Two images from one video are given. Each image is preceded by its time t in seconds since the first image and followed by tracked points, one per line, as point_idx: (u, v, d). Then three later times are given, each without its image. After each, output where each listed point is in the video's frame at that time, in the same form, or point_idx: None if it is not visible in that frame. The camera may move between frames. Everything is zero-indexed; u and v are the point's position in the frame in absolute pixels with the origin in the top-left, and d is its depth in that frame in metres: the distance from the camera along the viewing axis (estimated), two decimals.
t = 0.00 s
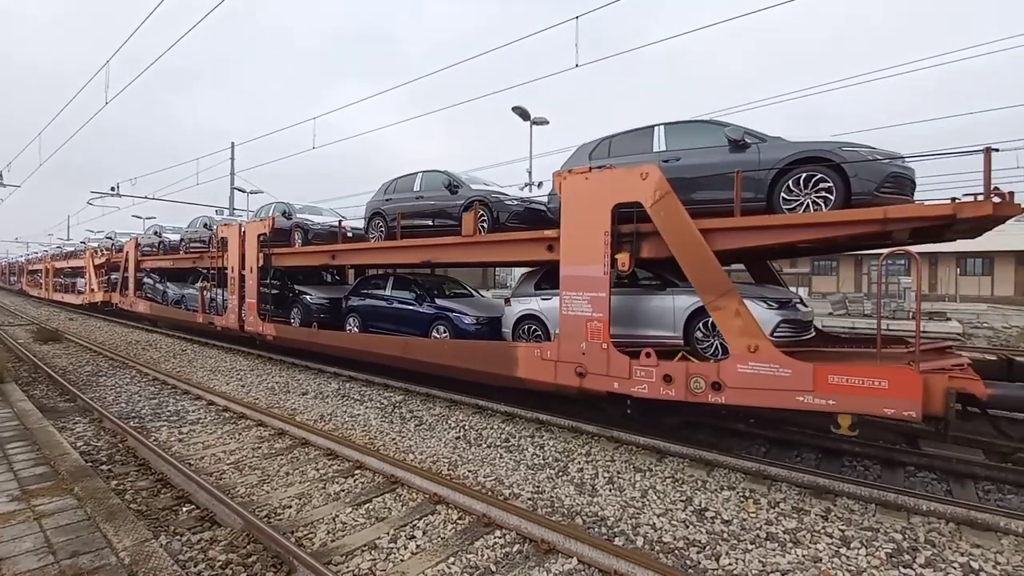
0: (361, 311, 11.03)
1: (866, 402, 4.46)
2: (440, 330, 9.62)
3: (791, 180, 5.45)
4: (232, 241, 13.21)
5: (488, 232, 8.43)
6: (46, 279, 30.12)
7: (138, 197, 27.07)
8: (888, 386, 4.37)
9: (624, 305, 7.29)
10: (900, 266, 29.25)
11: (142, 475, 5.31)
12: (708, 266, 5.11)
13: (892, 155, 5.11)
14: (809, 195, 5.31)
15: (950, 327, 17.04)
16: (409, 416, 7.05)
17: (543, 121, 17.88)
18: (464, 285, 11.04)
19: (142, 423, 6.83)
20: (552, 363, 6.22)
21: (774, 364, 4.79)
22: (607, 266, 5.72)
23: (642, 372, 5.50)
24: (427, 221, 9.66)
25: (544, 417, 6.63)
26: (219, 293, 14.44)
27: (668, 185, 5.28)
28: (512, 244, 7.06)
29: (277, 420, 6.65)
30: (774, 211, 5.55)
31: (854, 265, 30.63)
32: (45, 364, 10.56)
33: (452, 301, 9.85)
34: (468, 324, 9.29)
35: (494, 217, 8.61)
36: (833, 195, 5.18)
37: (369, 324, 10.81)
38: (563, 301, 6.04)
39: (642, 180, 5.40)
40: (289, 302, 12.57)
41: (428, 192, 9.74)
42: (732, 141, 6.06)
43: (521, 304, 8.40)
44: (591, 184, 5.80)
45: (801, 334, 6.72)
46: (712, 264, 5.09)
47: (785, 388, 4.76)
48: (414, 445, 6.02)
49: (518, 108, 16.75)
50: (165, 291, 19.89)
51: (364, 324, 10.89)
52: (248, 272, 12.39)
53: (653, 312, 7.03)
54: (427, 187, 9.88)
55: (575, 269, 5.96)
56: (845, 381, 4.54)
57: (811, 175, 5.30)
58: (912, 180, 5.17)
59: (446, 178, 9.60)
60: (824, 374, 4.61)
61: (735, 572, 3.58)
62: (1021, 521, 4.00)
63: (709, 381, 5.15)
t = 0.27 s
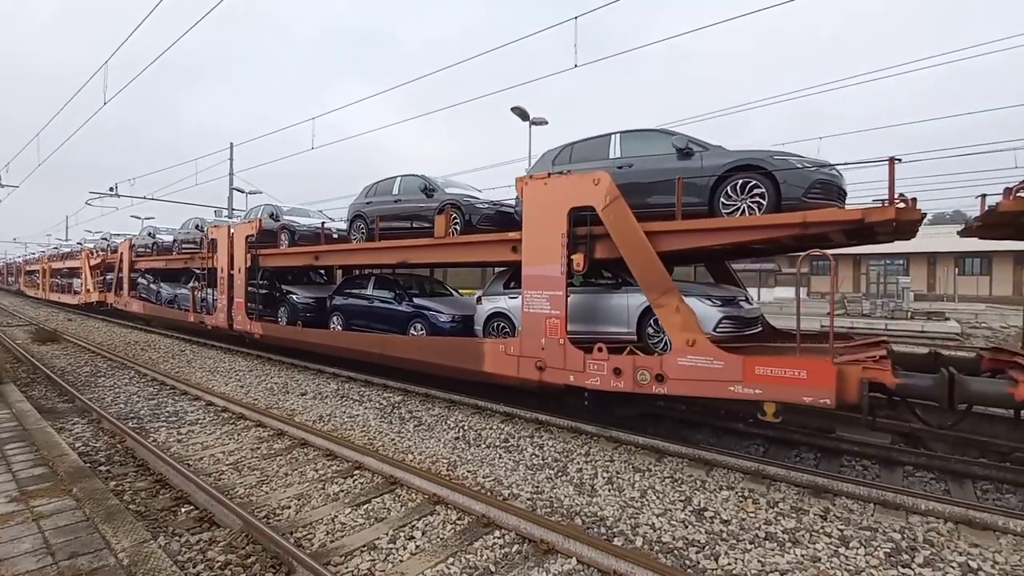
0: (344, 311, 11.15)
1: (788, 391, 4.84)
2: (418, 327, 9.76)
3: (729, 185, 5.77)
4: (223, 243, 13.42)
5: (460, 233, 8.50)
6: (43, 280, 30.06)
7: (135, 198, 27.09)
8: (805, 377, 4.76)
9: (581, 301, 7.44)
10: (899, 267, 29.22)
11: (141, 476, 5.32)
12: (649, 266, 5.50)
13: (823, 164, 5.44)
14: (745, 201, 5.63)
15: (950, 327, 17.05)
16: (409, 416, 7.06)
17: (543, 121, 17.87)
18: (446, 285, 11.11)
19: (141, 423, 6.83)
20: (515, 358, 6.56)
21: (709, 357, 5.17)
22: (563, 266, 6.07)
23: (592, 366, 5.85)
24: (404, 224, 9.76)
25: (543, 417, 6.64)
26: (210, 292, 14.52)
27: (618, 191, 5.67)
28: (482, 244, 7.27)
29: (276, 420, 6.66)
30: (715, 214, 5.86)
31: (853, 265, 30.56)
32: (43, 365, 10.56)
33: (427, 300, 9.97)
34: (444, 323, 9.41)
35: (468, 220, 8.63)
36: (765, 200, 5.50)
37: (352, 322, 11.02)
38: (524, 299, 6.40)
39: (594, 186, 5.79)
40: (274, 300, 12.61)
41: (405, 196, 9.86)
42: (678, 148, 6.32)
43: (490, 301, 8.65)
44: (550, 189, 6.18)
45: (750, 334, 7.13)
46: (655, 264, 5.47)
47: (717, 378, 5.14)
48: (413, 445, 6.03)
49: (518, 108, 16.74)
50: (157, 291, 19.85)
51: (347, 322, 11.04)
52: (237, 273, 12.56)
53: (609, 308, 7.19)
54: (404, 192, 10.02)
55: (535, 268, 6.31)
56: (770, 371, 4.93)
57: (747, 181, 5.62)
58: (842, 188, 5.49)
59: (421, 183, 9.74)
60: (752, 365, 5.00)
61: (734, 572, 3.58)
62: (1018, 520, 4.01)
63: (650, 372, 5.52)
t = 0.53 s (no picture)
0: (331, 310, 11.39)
1: (723, 382, 5.20)
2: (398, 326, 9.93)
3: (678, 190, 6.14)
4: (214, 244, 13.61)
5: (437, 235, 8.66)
6: (43, 280, 30.11)
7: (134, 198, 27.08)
8: (738, 368, 5.11)
9: (547, 301, 7.61)
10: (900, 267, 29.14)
11: (142, 476, 5.33)
12: (601, 266, 5.88)
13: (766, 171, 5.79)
14: (693, 204, 5.98)
15: (952, 327, 17.02)
16: (410, 416, 7.07)
17: (543, 121, 17.86)
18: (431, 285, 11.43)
19: (142, 423, 6.84)
20: (484, 353, 6.94)
21: (655, 351, 5.54)
22: (525, 266, 6.44)
23: (551, 360, 6.22)
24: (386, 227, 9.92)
25: (544, 417, 6.64)
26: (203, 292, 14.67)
27: (575, 196, 6.04)
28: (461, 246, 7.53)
29: (276, 420, 6.67)
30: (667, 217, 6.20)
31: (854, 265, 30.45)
32: (45, 366, 10.58)
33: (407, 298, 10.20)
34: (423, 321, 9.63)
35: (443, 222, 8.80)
36: (710, 204, 5.87)
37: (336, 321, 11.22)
38: (493, 297, 6.77)
39: (554, 191, 6.14)
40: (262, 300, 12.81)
41: (387, 199, 10.07)
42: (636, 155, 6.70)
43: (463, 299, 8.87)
44: (515, 194, 6.54)
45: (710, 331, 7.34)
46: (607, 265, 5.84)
47: (662, 370, 5.51)
48: (414, 445, 6.04)
49: (518, 108, 16.73)
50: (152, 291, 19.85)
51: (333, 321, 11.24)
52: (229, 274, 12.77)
53: (572, 306, 7.34)
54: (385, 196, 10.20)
55: (502, 268, 6.69)
56: (708, 364, 5.28)
57: (694, 186, 5.97)
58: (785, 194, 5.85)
59: (402, 186, 9.96)
60: (693, 359, 5.37)
61: (734, 572, 3.58)
62: (1020, 520, 4.01)
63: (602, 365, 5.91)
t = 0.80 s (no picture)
0: (318, 309, 11.67)
1: (668, 374, 5.47)
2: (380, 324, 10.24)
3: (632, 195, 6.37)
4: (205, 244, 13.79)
5: (415, 237, 8.91)
6: (42, 281, 30.10)
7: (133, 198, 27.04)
8: (682, 361, 5.38)
9: (516, 299, 7.80)
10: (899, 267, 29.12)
11: (142, 476, 5.33)
12: (558, 266, 6.10)
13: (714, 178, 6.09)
14: (646, 209, 6.20)
15: (952, 328, 17.02)
16: (410, 416, 7.07)
17: (543, 121, 17.86)
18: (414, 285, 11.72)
19: (142, 424, 6.83)
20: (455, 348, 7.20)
21: (608, 345, 5.81)
22: (491, 266, 6.67)
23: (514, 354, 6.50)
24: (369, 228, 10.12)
25: (543, 417, 6.64)
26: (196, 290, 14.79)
27: (536, 200, 6.25)
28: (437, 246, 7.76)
29: (276, 421, 6.68)
30: (623, 219, 6.42)
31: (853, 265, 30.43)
32: (45, 366, 10.58)
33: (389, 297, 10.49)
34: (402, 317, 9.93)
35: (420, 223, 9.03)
36: (660, 208, 6.11)
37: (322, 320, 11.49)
38: (462, 296, 7.01)
39: (518, 195, 6.36)
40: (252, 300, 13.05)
41: (367, 203, 10.23)
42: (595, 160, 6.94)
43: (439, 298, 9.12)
44: (483, 198, 6.77)
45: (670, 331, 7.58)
46: (564, 264, 6.06)
47: (614, 363, 5.79)
48: (414, 445, 6.04)
49: (518, 108, 16.72)
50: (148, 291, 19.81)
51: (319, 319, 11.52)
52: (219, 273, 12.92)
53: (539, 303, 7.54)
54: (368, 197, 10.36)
55: (470, 268, 6.93)
56: (654, 358, 5.56)
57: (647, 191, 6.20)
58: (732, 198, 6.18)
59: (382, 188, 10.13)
60: (642, 353, 5.63)
61: (735, 572, 3.58)
62: (1019, 519, 4.01)
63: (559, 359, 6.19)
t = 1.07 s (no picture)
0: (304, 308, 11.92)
1: (620, 367, 5.85)
2: (363, 321, 10.49)
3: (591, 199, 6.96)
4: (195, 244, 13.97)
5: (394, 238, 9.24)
6: (39, 281, 30.03)
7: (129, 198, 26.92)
8: (631, 355, 5.78)
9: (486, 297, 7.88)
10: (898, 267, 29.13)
11: (141, 476, 5.32)
12: (521, 267, 6.44)
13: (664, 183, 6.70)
14: (603, 211, 6.80)
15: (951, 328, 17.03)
16: (409, 416, 7.07)
17: (543, 121, 17.88)
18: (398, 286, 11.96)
19: (141, 424, 6.82)
20: (428, 345, 7.49)
21: (566, 341, 6.18)
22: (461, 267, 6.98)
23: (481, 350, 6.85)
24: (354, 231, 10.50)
25: (543, 417, 6.64)
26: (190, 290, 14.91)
27: (502, 204, 6.56)
28: (412, 246, 7.94)
29: (275, 421, 6.67)
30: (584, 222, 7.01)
31: (852, 265, 30.46)
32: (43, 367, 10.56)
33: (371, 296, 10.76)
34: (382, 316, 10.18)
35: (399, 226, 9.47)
36: (617, 211, 6.67)
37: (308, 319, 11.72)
38: (434, 295, 7.32)
39: (485, 200, 6.68)
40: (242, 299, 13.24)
41: (351, 206, 10.67)
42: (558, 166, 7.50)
43: (416, 296, 9.27)
44: (452, 202, 7.06)
45: (630, 329, 7.84)
46: (527, 265, 6.39)
47: (572, 357, 6.15)
48: (414, 445, 6.04)
49: (518, 108, 16.73)
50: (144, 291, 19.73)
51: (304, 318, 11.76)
52: (209, 273, 13.05)
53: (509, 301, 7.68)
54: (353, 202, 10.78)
55: (441, 268, 7.23)
56: (608, 352, 5.94)
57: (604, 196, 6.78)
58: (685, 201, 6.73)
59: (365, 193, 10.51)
60: (596, 348, 6.00)
61: (734, 572, 3.58)
62: (1017, 518, 4.02)
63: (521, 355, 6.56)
